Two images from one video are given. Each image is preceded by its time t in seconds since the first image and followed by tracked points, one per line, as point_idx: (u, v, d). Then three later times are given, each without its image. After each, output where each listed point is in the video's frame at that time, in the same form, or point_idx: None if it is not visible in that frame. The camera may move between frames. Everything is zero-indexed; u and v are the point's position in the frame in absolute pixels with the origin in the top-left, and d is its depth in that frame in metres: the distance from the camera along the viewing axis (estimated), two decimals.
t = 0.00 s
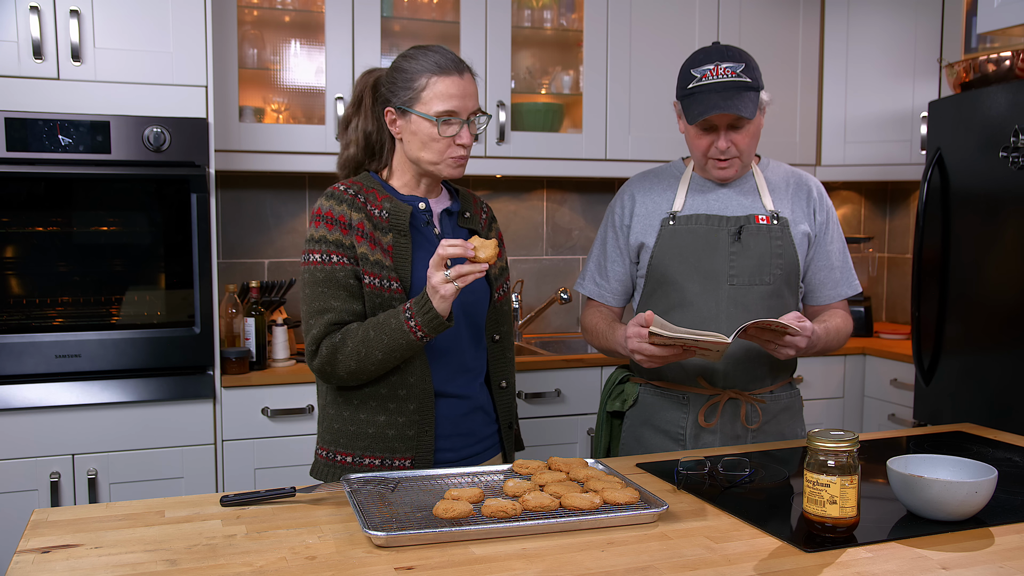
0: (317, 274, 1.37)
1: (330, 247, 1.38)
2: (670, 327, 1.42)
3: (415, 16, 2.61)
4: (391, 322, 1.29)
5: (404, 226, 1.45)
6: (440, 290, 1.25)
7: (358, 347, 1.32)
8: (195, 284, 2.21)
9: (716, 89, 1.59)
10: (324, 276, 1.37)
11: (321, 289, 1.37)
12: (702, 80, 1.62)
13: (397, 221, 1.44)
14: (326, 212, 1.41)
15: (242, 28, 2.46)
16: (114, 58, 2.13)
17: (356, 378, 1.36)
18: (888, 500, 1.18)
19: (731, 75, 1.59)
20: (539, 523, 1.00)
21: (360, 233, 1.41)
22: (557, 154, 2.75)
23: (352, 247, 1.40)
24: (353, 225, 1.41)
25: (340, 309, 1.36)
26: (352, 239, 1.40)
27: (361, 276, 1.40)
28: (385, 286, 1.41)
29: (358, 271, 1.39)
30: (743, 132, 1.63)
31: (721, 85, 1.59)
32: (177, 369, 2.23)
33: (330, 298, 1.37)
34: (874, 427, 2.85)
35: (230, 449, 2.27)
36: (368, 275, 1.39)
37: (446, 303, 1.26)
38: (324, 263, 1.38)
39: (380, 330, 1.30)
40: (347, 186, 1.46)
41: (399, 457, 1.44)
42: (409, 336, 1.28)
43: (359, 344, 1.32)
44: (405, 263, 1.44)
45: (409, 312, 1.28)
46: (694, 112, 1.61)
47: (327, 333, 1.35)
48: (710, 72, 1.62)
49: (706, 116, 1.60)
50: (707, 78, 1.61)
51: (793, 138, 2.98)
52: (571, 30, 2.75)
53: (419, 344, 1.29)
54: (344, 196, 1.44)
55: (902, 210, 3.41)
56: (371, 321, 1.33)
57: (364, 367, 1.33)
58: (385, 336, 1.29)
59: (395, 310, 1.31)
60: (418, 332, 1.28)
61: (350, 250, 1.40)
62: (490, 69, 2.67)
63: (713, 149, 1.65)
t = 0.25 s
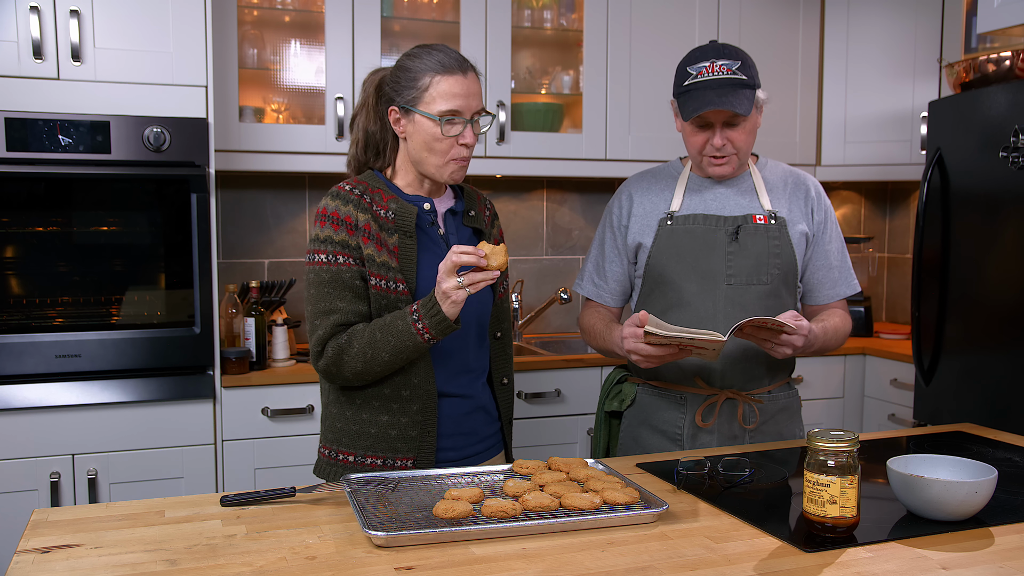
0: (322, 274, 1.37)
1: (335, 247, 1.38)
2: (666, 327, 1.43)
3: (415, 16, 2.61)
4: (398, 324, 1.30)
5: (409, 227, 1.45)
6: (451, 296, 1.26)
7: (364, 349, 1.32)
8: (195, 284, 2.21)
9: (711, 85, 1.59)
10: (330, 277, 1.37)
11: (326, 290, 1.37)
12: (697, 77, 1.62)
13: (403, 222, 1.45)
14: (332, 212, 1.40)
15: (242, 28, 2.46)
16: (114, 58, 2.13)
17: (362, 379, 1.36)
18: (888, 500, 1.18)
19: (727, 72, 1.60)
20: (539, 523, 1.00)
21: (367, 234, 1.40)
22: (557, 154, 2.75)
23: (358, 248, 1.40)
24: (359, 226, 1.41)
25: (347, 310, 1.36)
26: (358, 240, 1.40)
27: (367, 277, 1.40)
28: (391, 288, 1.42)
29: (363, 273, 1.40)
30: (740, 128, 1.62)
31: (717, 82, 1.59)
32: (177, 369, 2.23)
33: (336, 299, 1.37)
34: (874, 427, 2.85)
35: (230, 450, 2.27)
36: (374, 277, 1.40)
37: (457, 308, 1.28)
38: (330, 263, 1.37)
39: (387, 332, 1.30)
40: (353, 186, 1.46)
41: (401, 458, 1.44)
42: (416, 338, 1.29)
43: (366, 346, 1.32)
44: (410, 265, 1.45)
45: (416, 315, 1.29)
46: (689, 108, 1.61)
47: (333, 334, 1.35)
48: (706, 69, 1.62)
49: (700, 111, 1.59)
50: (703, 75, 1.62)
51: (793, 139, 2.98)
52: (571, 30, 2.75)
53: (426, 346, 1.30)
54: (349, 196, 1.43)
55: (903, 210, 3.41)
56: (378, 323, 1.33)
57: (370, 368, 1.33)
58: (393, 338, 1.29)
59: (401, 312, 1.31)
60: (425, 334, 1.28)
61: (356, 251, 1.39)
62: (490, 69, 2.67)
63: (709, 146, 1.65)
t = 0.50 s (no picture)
0: (322, 276, 1.37)
1: (335, 249, 1.37)
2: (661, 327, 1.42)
3: (415, 16, 2.61)
4: (401, 325, 1.30)
5: (408, 228, 1.45)
6: (455, 297, 1.27)
7: (367, 350, 1.32)
8: (195, 284, 2.21)
9: (712, 83, 1.60)
10: (330, 279, 1.36)
11: (327, 292, 1.36)
12: (697, 75, 1.62)
13: (401, 224, 1.44)
14: (330, 214, 1.40)
15: (242, 28, 2.46)
16: (114, 58, 2.13)
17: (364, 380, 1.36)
18: (888, 500, 1.18)
19: (726, 69, 1.60)
20: (540, 523, 1.00)
21: (366, 236, 1.40)
22: (557, 154, 2.75)
23: (358, 250, 1.39)
24: (359, 228, 1.40)
25: (348, 312, 1.36)
26: (358, 242, 1.40)
27: (367, 280, 1.40)
28: (391, 289, 1.42)
29: (364, 275, 1.40)
30: (740, 125, 1.63)
31: (718, 79, 1.59)
32: (177, 369, 2.23)
33: (337, 301, 1.37)
34: (874, 427, 2.85)
35: (230, 450, 2.27)
36: (374, 279, 1.39)
37: (462, 309, 1.28)
38: (330, 266, 1.37)
39: (389, 334, 1.31)
40: (350, 188, 1.45)
41: (401, 458, 1.44)
42: (419, 339, 1.29)
43: (368, 347, 1.32)
44: (409, 266, 1.44)
45: (419, 317, 1.29)
46: (690, 105, 1.61)
47: (334, 336, 1.35)
48: (706, 67, 1.62)
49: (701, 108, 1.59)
50: (703, 72, 1.62)
51: (793, 139, 2.98)
52: (571, 30, 2.75)
53: (428, 347, 1.31)
54: (347, 198, 1.42)
55: (902, 210, 3.41)
56: (379, 324, 1.33)
57: (372, 369, 1.33)
58: (395, 339, 1.30)
59: (403, 313, 1.31)
60: (428, 335, 1.29)
61: (356, 253, 1.39)
62: (490, 69, 2.67)
63: (709, 144, 1.65)
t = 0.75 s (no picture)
0: (318, 279, 1.37)
1: (330, 252, 1.38)
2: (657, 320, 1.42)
3: (415, 16, 2.61)
4: (398, 328, 1.30)
5: (403, 230, 1.44)
6: (455, 301, 1.27)
7: (363, 352, 1.32)
8: (195, 284, 2.21)
9: (710, 79, 1.60)
10: (325, 282, 1.37)
11: (322, 294, 1.37)
12: (696, 72, 1.63)
13: (396, 225, 1.44)
14: (324, 216, 1.40)
15: (242, 28, 2.46)
16: (113, 58, 2.13)
17: (361, 381, 1.37)
18: (888, 500, 1.18)
19: (726, 66, 1.60)
20: (539, 523, 1.00)
21: (362, 238, 1.40)
22: (557, 154, 2.75)
23: (354, 252, 1.39)
24: (354, 230, 1.40)
25: (343, 315, 1.36)
26: (353, 244, 1.39)
27: (363, 282, 1.39)
28: (388, 292, 1.41)
29: (359, 277, 1.40)
30: (741, 121, 1.63)
31: (716, 75, 1.60)
32: (177, 369, 2.23)
33: (333, 304, 1.37)
34: (874, 427, 2.85)
35: (230, 450, 2.27)
36: (371, 281, 1.39)
37: (459, 313, 1.28)
38: (325, 269, 1.37)
39: (385, 336, 1.31)
40: (345, 189, 1.44)
41: (398, 458, 1.44)
42: (417, 341, 1.29)
43: (365, 349, 1.32)
44: (405, 267, 1.45)
45: (417, 318, 1.29)
46: (689, 101, 1.62)
47: (331, 339, 1.35)
48: (704, 64, 1.62)
49: (700, 104, 1.60)
50: (702, 69, 1.62)
51: (793, 139, 2.98)
52: (571, 30, 2.75)
53: (426, 348, 1.30)
54: (342, 200, 1.42)
55: (902, 210, 3.41)
56: (375, 326, 1.34)
57: (369, 371, 1.34)
58: (392, 341, 1.30)
59: (399, 315, 1.31)
60: (426, 337, 1.29)
61: (351, 256, 1.39)
62: (490, 69, 2.67)
63: (710, 141, 1.65)
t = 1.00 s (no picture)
0: (317, 280, 1.36)
1: (330, 253, 1.37)
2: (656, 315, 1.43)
3: (415, 16, 2.61)
4: (399, 328, 1.30)
5: (402, 231, 1.44)
6: (456, 304, 1.27)
7: (364, 354, 1.32)
8: (195, 284, 2.21)
9: (709, 77, 1.60)
10: (325, 282, 1.36)
11: (322, 295, 1.36)
12: (695, 70, 1.63)
13: (395, 226, 1.44)
14: (324, 217, 1.39)
15: (241, 28, 2.46)
16: (113, 58, 2.13)
17: (360, 382, 1.36)
18: (887, 500, 1.18)
19: (724, 64, 1.60)
20: (540, 523, 1.00)
21: (361, 240, 1.40)
22: (557, 154, 2.75)
23: (353, 253, 1.39)
24: (354, 232, 1.40)
25: (343, 316, 1.36)
26: (353, 245, 1.39)
27: (362, 283, 1.39)
28: (388, 293, 1.42)
29: (359, 278, 1.40)
30: (739, 119, 1.63)
31: (714, 74, 1.60)
32: (177, 369, 2.23)
33: (332, 305, 1.36)
34: (874, 427, 2.85)
35: (230, 450, 2.27)
36: (371, 283, 1.39)
37: (461, 315, 1.28)
38: (325, 269, 1.37)
39: (386, 337, 1.31)
40: (344, 190, 1.44)
41: (396, 459, 1.44)
42: (418, 342, 1.29)
43: (365, 351, 1.32)
44: (403, 268, 1.45)
45: (417, 319, 1.29)
46: (687, 100, 1.62)
47: (331, 340, 1.35)
48: (702, 62, 1.63)
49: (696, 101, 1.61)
50: (700, 67, 1.62)
51: (793, 139, 2.98)
52: (571, 30, 2.75)
53: (427, 349, 1.31)
54: (341, 201, 1.42)
55: (902, 210, 3.41)
56: (376, 327, 1.33)
57: (370, 372, 1.34)
58: (393, 343, 1.30)
59: (399, 317, 1.31)
60: (427, 337, 1.29)
61: (351, 257, 1.39)
62: (490, 69, 2.66)
63: (708, 139, 1.65)
